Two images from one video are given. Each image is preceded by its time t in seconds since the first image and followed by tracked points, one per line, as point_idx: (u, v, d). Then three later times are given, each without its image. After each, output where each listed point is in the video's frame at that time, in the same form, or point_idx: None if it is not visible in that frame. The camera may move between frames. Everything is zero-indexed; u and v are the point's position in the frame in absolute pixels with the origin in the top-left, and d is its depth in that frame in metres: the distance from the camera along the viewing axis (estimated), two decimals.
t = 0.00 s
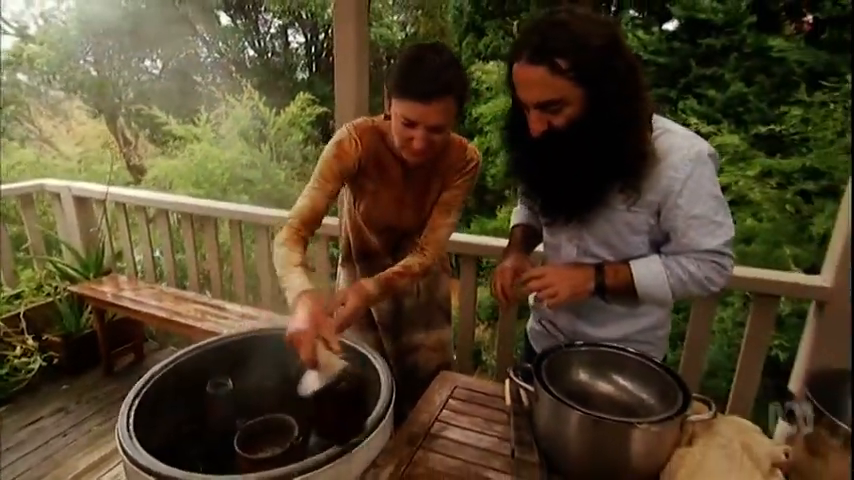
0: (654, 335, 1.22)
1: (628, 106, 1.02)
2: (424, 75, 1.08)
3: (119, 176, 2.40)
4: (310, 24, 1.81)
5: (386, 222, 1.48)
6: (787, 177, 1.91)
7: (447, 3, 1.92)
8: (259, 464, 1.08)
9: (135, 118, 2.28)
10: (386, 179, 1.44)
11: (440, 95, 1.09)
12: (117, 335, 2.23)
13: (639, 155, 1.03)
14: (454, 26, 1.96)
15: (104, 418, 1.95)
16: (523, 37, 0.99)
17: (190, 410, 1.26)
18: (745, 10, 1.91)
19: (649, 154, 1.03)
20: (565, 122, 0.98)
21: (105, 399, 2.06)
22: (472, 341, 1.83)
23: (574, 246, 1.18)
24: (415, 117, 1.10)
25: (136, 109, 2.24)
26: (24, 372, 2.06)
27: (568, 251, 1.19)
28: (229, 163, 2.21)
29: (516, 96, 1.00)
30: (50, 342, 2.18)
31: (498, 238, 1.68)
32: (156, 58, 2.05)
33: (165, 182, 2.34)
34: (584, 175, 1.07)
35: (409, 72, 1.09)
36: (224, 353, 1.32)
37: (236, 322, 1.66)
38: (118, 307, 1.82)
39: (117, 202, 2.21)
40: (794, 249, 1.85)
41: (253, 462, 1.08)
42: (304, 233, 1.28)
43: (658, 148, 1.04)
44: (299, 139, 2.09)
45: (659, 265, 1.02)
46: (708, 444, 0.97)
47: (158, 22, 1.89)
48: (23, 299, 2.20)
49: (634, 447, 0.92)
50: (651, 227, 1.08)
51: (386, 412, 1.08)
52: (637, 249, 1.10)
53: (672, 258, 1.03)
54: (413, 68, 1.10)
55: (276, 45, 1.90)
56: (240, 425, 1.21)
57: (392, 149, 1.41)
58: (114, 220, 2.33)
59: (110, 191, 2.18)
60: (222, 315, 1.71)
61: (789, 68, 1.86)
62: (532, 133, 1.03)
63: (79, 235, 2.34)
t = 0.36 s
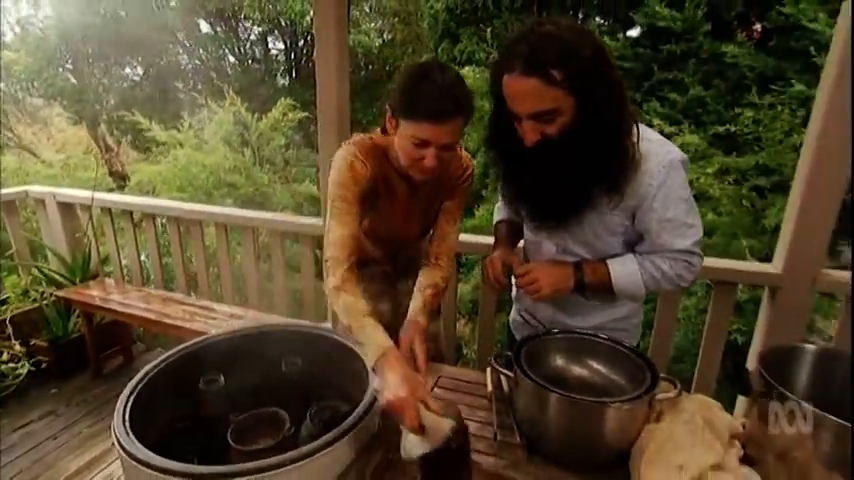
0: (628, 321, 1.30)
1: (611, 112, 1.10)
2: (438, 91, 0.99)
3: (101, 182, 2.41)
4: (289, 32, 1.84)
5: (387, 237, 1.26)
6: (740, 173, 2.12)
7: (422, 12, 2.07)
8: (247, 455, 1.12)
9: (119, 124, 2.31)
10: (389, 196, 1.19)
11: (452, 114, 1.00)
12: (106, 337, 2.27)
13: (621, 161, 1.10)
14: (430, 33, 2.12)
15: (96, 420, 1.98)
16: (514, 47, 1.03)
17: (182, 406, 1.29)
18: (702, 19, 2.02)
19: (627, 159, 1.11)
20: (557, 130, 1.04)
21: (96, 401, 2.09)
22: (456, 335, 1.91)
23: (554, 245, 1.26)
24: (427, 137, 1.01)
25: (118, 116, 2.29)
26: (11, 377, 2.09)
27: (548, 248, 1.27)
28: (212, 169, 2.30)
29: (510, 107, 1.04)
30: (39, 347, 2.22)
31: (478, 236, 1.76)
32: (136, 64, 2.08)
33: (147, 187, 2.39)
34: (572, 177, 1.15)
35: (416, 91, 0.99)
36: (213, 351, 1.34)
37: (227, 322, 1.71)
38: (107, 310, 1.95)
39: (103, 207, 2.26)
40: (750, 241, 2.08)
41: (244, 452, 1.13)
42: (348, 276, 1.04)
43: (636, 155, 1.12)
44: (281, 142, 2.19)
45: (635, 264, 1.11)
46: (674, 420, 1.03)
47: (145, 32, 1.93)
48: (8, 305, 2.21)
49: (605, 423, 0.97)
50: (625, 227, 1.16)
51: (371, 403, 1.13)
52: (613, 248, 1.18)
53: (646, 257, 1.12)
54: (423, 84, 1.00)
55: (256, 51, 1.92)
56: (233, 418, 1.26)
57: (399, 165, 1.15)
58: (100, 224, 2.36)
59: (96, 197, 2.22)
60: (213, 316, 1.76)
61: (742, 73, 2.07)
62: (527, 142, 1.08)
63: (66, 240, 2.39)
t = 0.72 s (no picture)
0: (606, 312, 1.37)
1: (615, 122, 1.13)
2: (438, 100, 1.01)
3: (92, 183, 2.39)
4: (277, 36, 1.93)
5: (389, 240, 1.27)
6: (710, 172, 2.21)
7: (406, 17, 2.20)
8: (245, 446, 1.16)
9: (108, 127, 2.34)
10: (392, 200, 1.20)
11: (449, 123, 1.02)
12: (100, 336, 2.29)
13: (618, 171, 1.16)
14: (414, 37, 2.22)
15: (90, 416, 2.00)
16: (524, 59, 1.05)
17: (178, 399, 1.32)
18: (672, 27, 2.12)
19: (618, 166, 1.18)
20: (561, 141, 1.07)
21: (90, 399, 2.11)
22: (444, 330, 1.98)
23: (541, 245, 1.31)
24: (424, 145, 1.03)
25: (107, 119, 2.32)
26: (4, 376, 2.05)
27: (534, 248, 1.33)
28: (203, 170, 2.38)
29: (514, 118, 1.06)
30: (31, 346, 2.22)
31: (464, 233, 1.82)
32: (126, 68, 2.12)
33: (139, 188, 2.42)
34: (572, 185, 1.18)
35: (414, 100, 1.02)
36: (208, 347, 1.37)
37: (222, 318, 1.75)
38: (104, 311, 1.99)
39: (94, 208, 2.25)
40: (720, 236, 2.20)
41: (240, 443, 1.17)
42: (362, 281, 1.05)
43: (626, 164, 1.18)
44: (270, 145, 2.29)
45: (620, 265, 1.19)
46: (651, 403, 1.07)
47: (134, 35, 1.98)
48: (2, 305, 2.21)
49: (585, 409, 1.03)
50: (611, 230, 1.24)
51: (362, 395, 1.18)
52: (597, 248, 1.26)
53: (631, 259, 1.20)
54: (422, 93, 1.02)
55: (245, 56, 2.04)
56: (228, 411, 1.30)
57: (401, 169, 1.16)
58: (91, 225, 2.39)
59: (87, 198, 2.23)
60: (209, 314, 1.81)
61: (710, 78, 2.16)
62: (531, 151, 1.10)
63: (58, 241, 2.39)
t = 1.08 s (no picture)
0: (597, 303, 1.44)
1: (597, 120, 1.20)
2: (408, 97, 1.13)
3: (93, 184, 2.34)
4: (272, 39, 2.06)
5: (380, 231, 1.44)
6: (689, 171, 2.32)
7: (397, 21, 2.27)
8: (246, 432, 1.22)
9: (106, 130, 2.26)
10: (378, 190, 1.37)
11: (400, 118, 1.11)
12: (103, 331, 2.40)
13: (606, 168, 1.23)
14: (405, 41, 2.30)
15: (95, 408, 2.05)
16: (514, 56, 1.13)
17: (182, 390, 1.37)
18: (652, 31, 2.22)
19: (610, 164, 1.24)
20: (540, 137, 1.14)
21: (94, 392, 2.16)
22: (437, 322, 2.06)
23: (534, 239, 1.37)
24: (376, 139, 1.15)
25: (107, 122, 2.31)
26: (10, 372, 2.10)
27: (529, 241, 1.39)
28: (201, 172, 2.49)
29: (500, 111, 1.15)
30: (37, 342, 2.30)
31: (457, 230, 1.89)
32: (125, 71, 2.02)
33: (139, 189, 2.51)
34: (552, 177, 1.27)
35: (380, 96, 1.13)
36: (209, 340, 1.44)
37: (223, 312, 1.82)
38: (113, 307, 2.18)
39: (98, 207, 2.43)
40: (697, 231, 2.32)
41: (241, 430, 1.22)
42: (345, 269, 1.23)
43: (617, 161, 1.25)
44: (267, 146, 2.46)
45: (611, 259, 1.26)
46: (633, 387, 1.13)
47: (129, 36, 1.88)
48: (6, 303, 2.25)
49: (574, 392, 1.07)
50: (602, 226, 1.30)
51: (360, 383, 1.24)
52: (589, 242, 1.33)
53: (621, 253, 1.26)
54: (397, 89, 1.13)
55: (240, 59, 2.18)
56: (230, 401, 1.35)
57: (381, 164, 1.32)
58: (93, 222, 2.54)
59: (90, 197, 2.39)
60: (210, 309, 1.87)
61: (689, 80, 2.28)
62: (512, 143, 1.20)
63: (61, 240, 2.56)
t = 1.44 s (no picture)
0: (594, 297, 1.52)
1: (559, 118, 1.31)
2: (362, 97, 1.36)
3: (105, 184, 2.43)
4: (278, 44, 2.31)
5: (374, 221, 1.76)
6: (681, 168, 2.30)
7: (397, 25, 2.28)
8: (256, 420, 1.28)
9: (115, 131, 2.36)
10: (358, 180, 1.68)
11: (342, 112, 1.34)
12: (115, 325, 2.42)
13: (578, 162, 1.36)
14: (405, 44, 2.31)
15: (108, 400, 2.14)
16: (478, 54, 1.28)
17: (196, 381, 1.44)
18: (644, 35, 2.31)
19: (593, 158, 1.37)
20: (506, 128, 1.28)
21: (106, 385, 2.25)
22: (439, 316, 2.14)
23: (529, 232, 1.53)
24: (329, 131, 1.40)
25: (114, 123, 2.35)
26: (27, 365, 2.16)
27: (522, 235, 1.54)
28: (210, 171, 2.50)
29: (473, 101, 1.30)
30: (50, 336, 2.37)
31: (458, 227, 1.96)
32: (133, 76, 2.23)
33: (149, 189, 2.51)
34: (517, 169, 1.39)
35: (331, 93, 1.35)
36: (221, 334, 1.50)
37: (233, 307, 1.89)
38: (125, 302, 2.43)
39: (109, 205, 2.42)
40: (691, 228, 2.29)
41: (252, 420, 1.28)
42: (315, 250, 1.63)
43: (597, 154, 1.38)
44: (271, 146, 2.53)
45: (597, 251, 1.36)
46: (630, 375, 1.17)
47: (139, 44, 1.89)
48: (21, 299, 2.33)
49: (571, 381, 1.09)
50: (588, 216, 1.43)
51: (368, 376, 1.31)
52: (580, 233, 1.46)
53: (606, 244, 1.37)
54: (350, 88, 1.36)
55: (245, 62, 2.33)
56: (243, 391, 1.42)
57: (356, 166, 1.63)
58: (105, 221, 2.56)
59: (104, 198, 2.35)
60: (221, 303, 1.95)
61: (680, 81, 2.36)
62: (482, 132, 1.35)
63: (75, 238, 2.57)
